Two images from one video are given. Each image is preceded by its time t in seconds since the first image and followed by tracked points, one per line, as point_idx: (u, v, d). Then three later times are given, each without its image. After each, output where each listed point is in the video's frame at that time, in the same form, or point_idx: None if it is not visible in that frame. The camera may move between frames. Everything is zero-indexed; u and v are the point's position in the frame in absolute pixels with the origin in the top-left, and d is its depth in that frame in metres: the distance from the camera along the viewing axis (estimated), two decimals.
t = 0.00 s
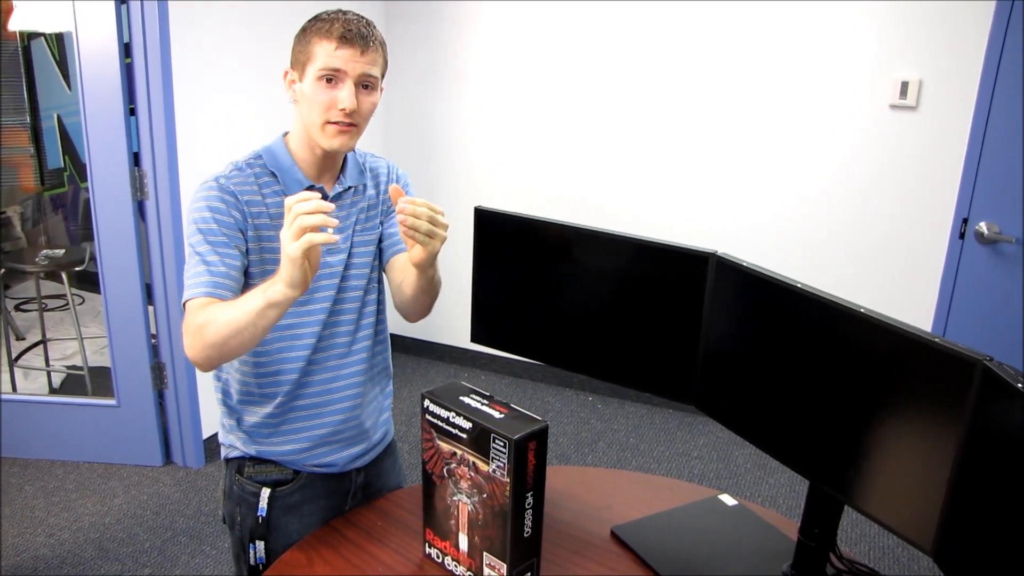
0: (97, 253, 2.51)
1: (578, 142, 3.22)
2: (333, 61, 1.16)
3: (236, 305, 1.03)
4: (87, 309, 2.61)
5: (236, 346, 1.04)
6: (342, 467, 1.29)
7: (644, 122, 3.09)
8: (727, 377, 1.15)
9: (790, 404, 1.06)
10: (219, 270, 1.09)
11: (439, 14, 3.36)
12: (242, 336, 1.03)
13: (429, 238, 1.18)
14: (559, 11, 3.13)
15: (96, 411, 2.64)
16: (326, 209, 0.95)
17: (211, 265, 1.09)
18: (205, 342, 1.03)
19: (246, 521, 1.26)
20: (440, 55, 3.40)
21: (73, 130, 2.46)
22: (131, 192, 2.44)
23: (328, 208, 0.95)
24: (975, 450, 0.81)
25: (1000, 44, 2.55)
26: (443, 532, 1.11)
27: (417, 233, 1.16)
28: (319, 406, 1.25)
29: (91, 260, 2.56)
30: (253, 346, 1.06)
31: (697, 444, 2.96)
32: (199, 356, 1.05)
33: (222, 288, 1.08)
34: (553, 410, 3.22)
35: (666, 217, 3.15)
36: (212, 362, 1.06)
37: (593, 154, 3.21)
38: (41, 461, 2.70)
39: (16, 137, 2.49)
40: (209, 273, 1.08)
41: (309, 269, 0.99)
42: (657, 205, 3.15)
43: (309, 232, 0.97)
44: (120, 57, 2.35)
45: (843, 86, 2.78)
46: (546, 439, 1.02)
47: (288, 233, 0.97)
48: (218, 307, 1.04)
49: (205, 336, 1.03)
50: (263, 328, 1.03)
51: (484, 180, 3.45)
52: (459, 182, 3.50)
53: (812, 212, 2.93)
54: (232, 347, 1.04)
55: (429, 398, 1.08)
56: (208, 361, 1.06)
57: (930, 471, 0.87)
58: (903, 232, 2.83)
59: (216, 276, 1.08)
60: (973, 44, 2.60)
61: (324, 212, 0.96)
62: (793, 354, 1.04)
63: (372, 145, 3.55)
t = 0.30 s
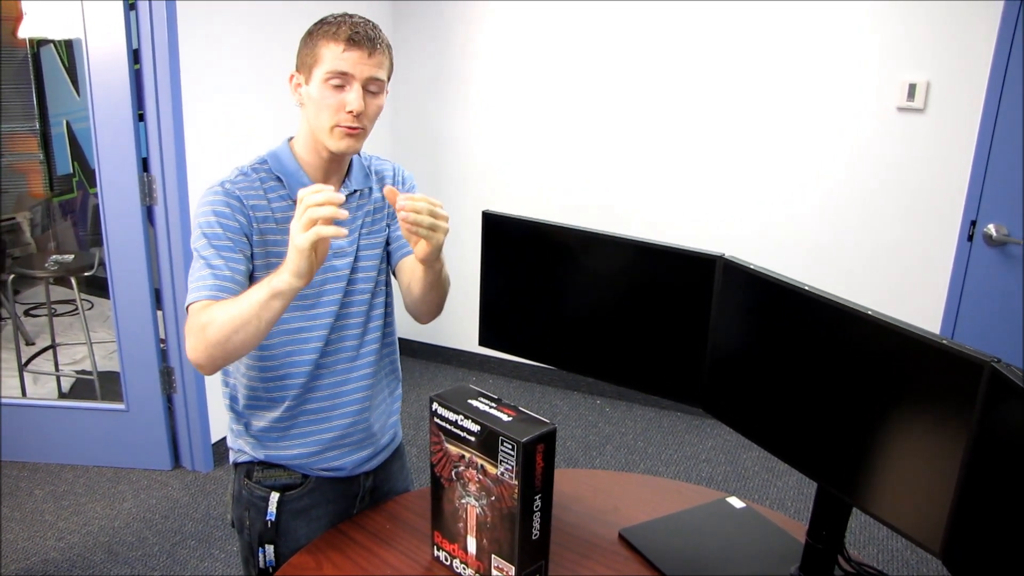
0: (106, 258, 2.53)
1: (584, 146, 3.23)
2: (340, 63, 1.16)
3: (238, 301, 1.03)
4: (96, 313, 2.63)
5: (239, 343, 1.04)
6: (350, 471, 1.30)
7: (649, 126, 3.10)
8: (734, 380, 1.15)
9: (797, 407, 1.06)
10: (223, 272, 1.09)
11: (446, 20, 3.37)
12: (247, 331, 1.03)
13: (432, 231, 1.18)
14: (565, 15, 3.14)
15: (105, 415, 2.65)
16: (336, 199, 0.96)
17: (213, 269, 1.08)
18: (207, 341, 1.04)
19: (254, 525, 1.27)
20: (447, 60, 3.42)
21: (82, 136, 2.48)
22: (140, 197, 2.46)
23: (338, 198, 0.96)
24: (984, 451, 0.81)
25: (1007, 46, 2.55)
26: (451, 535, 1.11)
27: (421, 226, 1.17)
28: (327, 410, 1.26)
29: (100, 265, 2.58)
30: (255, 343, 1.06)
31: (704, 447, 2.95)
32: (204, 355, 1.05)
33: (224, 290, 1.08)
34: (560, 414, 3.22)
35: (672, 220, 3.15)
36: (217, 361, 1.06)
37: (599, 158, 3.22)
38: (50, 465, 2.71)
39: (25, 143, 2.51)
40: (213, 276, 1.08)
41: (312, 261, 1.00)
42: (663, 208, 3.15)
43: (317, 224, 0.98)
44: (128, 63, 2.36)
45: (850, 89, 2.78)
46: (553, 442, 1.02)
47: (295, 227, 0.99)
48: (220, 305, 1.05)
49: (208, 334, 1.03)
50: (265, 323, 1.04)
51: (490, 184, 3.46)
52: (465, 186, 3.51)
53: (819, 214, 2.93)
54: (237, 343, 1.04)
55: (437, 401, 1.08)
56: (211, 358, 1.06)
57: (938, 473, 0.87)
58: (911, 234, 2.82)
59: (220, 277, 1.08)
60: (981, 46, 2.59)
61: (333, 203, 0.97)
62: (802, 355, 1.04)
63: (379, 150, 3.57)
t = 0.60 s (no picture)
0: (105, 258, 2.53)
1: (583, 146, 3.23)
2: (345, 68, 1.16)
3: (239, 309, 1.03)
4: (95, 314, 2.63)
5: (238, 350, 1.04)
6: (348, 470, 1.30)
7: (649, 126, 3.10)
8: (733, 380, 1.16)
9: (795, 406, 1.06)
10: (221, 271, 1.09)
11: (446, 20, 3.38)
12: (245, 340, 1.03)
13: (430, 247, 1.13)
14: (565, 15, 3.14)
15: (105, 415, 2.65)
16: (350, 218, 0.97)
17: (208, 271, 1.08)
18: (206, 345, 1.03)
19: (252, 526, 1.26)
20: (447, 60, 3.42)
21: (81, 136, 2.48)
22: (139, 197, 2.46)
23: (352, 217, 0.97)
24: (981, 450, 0.81)
25: (1007, 47, 2.55)
26: (450, 535, 1.11)
27: (432, 268, 1.11)
28: (324, 408, 1.26)
29: (100, 265, 2.58)
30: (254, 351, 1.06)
31: (704, 448, 2.95)
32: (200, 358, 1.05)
33: (225, 290, 1.08)
34: (560, 414, 3.22)
35: (671, 220, 3.15)
36: (212, 365, 1.06)
37: (599, 158, 3.22)
38: (50, 466, 2.71)
39: (24, 143, 2.51)
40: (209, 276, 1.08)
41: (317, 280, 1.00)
42: (662, 208, 3.15)
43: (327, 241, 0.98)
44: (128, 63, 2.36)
45: (849, 89, 2.79)
46: (552, 442, 1.02)
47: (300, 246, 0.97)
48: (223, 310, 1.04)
49: (208, 340, 1.03)
50: (265, 333, 1.03)
51: (490, 184, 3.46)
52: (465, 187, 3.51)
53: (818, 215, 2.93)
54: (234, 351, 1.04)
55: (436, 401, 1.08)
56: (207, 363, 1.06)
57: (937, 473, 0.87)
58: (910, 235, 2.82)
59: (218, 278, 1.08)
60: (981, 47, 2.59)
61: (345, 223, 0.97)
62: (799, 354, 1.04)
63: (379, 150, 3.57)
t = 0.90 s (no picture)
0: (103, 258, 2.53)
1: (581, 144, 3.23)
2: (366, 57, 1.20)
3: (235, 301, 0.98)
4: (94, 315, 2.63)
5: (212, 339, 0.99)
6: (347, 469, 1.30)
7: (647, 124, 3.10)
8: (730, 377, 1.16)
9: (794, 403, 1.06)
10: (213, 254, 1.06)
11: (444, 18, 3.37)
12: (224, 332, 0.98)
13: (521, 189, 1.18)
14: (562, 13, 3.14)
15: (104, 416, 2.65)
16: (373, 273, 0.92)
17: (208, 252, 1.06)
18: (185, 328, 0.98)
19: (253, 526, 1.26)
20: (444, 59, 3.42)
21: (79, 137, 2.48)
22: (137, 198, 2.45)
23: (377, 274, 0.92)
24: (978, 446, 0.81)
25: (1003, 43, 2.56)
26: (450, 534, 1.11)
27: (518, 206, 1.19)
28: (325, 407, 1.26)
29: (98, 266, 2.58)
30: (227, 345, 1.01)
31: (703, 445, 2.95)
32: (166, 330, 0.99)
33: (209, 274, 1.04)
34: (559, 413, 3.22)
35: (669, 218, 3.15)
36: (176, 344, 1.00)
37: (596, 156, 3.22)
38: (49, 467, 2.71)
39: (21, 145, 2.50)
40: (205, 258, 1.05)
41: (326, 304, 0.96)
42: (660, 206, 3.15)
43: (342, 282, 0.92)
44: (125, 64, 2.36)
45: (847, 86, 2.79)
46: (551, 441, 1.02)
47: (324, 268, 0.93)
48: (214, 298, 1.00)
49: (187, 321, 0.98)
50: (247, 331, 0.99)
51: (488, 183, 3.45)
52: (463, 185, 3.51)
53: (816, 212, 2.93)
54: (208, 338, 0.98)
55: (435, 400, 1.08)
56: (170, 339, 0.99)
57: (935, 469, 0.87)
58: (908, 231, 2.83)
59: (209, 260, 1.05)
60: (977, 43, 2.60)
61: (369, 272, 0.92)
62: (800, 350, 1.04)
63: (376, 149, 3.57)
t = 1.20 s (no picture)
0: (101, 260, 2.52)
1: (579, 145, 3.23)
2: (382, 58, 1.21)
3: (281, 293, 1.00)
4: (92, 316, 2.62)
5: (251, 331, 1.00)
6: (348, 468, 1.30)
7: (645, 124, 3.10)
8: (730, 376, 1.16)
9: (793, 402, 1.06)
10: (238, 250, 1.06)
11: (442, 18, 3.37)
12: (266, 324, 1.00)
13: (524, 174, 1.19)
14: (560, 14, 3.14)
15: (102, 418, 2.65)
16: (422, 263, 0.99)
17: (231, 247, 1.06)
18: (230, 320, 0.99)
19: (254, 525, 1.26)
20: (442, 59, 3.42)
21: (76, 139, 2.47)
22: (135, 200, 2.45)
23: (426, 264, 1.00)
24: (976, 445, 0.81)
25: (1000, 43, 2.56)
26: (448, 536, 1.11)
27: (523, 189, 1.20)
28: (329, 406, 1.26)
29: (96, 268, 2.57)
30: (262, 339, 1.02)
31: (702, 446, 2.95)
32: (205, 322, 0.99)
33: (236, 269, 1.05)
34: (558, 413, 3.22)
35: (668, 218, 3.15)
36: (211, 337, 1.00)
37: (595, 156, 3.22)
38: (48, 469, 2.71)
39: (18, 146, 2.50)
40: (227, 253, 1.05)
41: (381, 293, 1.01)
42: (659, 206, 3.15)
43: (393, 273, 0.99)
44: (122, 65, 2.36)
45: (845, 86, 2.78)
46: (550, 442, 1.02)
47: (378, 259, 0.99)
48: (252, 291, 1.02)
49: (227, 313, 0.99)
50: (287, 323, 1.01)
51: (486, 183, 3.45)
52: (461, 185, 3.51)
53: (814, 212, 2.93)
54: (248, 330, 1.00)
55: (433, 402, 1.08)
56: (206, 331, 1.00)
57: (934, 468, 0.87)
58: (906, 231, 2.83)
59: (232, 256, 1.05)
60: (975, 42, 2.59)
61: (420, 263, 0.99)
62: (801, 349, 1.04)
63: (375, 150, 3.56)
